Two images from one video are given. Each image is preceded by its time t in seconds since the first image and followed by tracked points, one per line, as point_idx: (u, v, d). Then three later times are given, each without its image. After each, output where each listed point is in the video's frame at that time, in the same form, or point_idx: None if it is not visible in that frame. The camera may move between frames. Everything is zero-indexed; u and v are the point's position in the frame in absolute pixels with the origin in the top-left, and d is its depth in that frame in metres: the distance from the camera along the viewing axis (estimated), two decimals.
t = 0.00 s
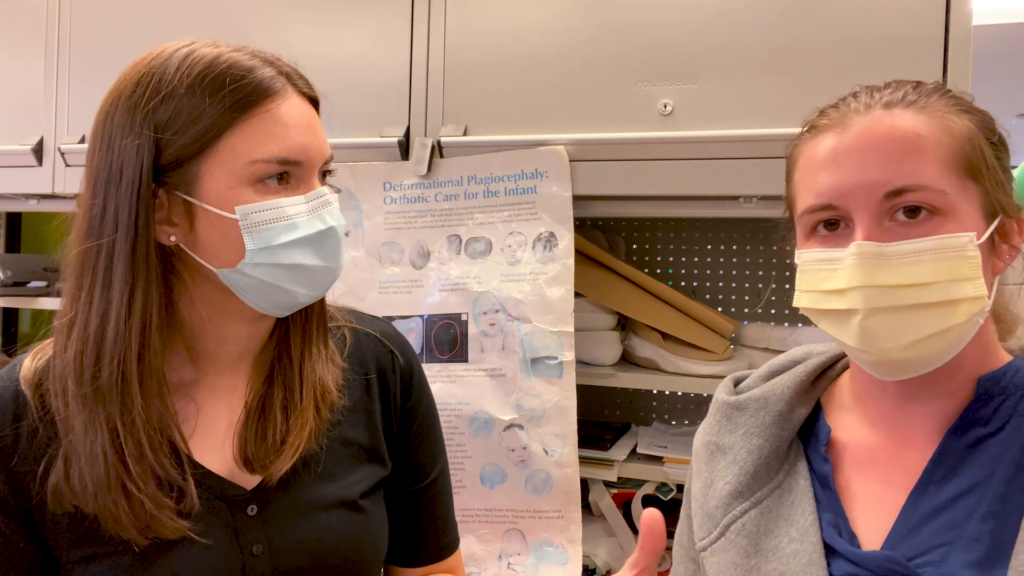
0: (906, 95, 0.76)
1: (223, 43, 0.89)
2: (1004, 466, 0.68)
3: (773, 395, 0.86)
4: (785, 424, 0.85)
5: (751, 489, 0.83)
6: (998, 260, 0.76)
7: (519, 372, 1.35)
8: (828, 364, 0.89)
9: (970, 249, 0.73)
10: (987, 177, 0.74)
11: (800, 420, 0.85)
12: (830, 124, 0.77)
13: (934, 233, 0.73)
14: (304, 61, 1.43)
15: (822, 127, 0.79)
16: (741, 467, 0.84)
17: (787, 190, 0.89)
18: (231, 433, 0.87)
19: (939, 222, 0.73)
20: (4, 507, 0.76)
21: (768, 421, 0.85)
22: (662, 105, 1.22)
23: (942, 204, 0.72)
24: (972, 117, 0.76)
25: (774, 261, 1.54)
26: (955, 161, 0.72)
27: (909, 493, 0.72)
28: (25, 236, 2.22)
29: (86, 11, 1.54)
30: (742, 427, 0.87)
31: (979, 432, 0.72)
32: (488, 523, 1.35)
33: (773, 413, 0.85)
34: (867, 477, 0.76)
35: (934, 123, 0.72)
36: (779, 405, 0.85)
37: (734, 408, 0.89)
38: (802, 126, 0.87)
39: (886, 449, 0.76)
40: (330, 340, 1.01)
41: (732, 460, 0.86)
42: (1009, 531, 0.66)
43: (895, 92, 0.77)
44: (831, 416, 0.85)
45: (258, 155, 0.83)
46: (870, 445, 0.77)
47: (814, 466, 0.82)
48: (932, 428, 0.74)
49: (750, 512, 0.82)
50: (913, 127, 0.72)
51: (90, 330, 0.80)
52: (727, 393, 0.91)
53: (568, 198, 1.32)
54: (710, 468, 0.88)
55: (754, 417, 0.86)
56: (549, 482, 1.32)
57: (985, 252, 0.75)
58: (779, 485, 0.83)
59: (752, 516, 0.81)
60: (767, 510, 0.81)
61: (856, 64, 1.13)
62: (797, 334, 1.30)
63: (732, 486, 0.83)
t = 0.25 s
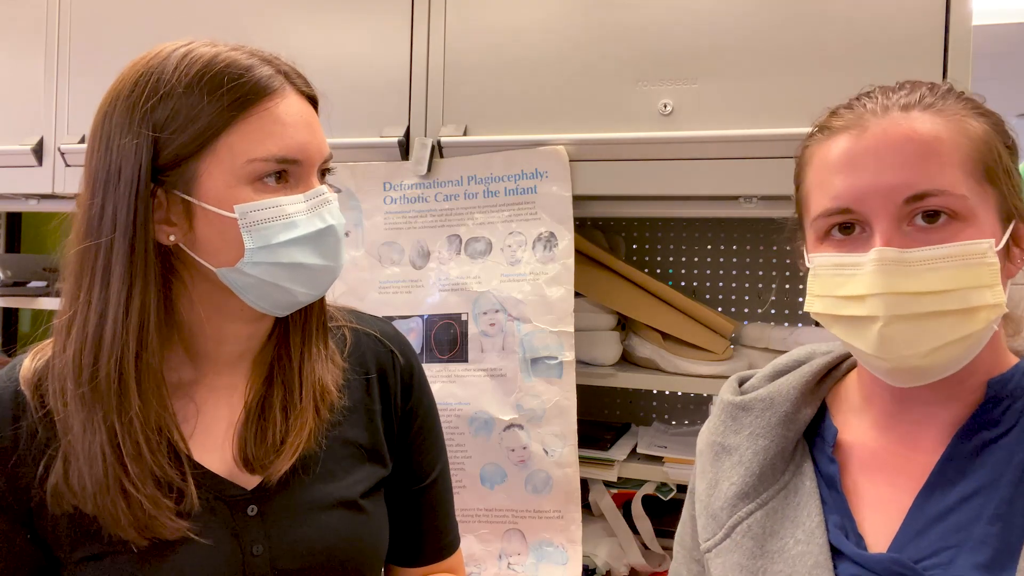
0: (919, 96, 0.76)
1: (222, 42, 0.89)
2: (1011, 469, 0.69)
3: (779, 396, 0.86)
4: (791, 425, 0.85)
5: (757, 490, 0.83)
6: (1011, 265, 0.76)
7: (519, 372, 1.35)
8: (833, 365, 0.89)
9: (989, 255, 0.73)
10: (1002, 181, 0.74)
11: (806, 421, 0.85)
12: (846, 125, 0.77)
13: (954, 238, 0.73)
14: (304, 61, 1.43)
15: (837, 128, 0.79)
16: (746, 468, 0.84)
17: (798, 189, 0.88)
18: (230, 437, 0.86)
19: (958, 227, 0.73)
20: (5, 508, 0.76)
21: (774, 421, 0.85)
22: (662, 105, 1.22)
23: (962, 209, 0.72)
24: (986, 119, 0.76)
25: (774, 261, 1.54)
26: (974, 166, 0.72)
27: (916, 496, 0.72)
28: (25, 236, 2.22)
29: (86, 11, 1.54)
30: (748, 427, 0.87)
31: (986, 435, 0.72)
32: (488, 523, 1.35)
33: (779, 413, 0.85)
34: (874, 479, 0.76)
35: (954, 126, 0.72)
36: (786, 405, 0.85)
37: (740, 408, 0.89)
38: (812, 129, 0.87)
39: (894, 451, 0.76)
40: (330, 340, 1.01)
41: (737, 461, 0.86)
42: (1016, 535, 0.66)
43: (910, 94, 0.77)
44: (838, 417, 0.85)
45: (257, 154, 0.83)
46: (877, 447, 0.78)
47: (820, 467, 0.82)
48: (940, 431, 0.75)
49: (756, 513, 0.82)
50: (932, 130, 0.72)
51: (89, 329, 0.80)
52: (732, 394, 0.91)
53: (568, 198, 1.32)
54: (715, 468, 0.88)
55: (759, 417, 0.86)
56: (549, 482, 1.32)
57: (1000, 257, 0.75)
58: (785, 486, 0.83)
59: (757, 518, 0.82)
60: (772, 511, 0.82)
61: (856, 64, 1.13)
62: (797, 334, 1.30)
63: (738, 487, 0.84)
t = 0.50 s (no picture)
0: (932, 92, 0.76)
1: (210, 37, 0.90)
2: (1019, 470, 0.69)
3: (786, 394, 0.86)
4: (798, 424, 0.85)
5: (763, 489, 0.83)
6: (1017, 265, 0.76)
7: (519, 372, 1.35)
8: (839, 364, 0.89)
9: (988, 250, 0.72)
10: (1011, 181, 0.74)
11: (815, 419, 0.85)
12: (854, 119, 0.77)
13: (953, 232, 0.73)
14: (304, 61, 1.43)
15: (847, 122, 0.78)
16: (753, 467, 0.84)
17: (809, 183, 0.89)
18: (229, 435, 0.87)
19: (958, 221, 0.73)
20: (4, 508, 0.76)
21: (781, 420, 0.85)
22: (662, 105, 1.22)
23: (963, 204, 0.72)
24: (996, 117, 0.76)
25: (774, 261, 1.54)
26: (978, 163, 0.72)
27: (923, 496, 0.72)
28: (25, 236, 2.22)
29: (86, 11, 1.54)
30: (755, 426, 0.87)
31: (993, 436, 0.72)
32: (488, 523, 1.35)
33: (787, 412, 0.85)
34: (880, 478, 0.76)
35: (963, 123, 0.72)
36: (793, 404, 0.85)
37: (747, 407, 0.88)
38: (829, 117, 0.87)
39: (900, 451, 0.76)
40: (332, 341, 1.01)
41: (745, 460, 0.85)
42: None
43: (920, 90, 0.77)
44: (845, 417, 0.85)
45: (245, 142, 0.83)
46: (883, 446, 0.78)
47: (827, 467, 0.82)
48: (948, 431, 0.74)
49: (763, 512, 0.82)
50: (938, 125, 0.71)
51: (89, 325, 0.81)
52: (738, 392, 0.91)
53: (568, 198, 1.32)
54: (722, 467, 0.88)
55: (767, 416, 0.86)
56: (549, 482, 1.32)
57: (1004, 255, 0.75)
58: (792, 485, 0.83)
59: (764, 516, 0.81)
60: (779, 510, 0.82)
61: (856, 64, 1.13)
62: (797, 334, 1.30)
63: (745, 486, 0.83)
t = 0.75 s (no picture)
0: (954, 88, 0.76)
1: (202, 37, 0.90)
2: None
3: (793, 392, 0.86)
4: (804, 421, 0.85)
5: (768, 486, 0.83)
6: None
7: (519, 372, 1.35)
8: (847, 363, 0.89)
9: (1006, 244, 0.73)
10: None
11: (820, 418, 0.85)
12: (875, 112, 0.77)
13: (971, 225, 0.73)
14: (304, 62, 1.43)
15: (867, 114, 0.79)
16: (758, 464, 0.84)
17: (825, 180, 0.89)
18: (228, 433, 0.86)
19: (977, 214, 0.73)
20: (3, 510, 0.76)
21: (788, 417, 0.84)
22: (662, 105, 1.22)
23: (983, 196, 0.72)
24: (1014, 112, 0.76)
25: (774, 261, 1.54)
26: (999, 156, 0.72)
27: (928, 494, 0.72)
28: (24, 236, 2.22)
29: (86, 11, 1.54)
30: (760, 423, 0.87)
31: (998, 434, 0.72)
32: (488, 523, 1.35)
33: (793, 409, 0.85)
34: (885, 476, 0.76)
35: (982, 117, 0.73)
36: (799, 401, 0.85)
37: (753, 403, 0.88)
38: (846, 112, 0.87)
39: (906, 449, 0.76)
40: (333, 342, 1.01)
41: (749, 457, 0.85)
42: None
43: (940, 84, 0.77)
44: (852, 415, 0.85)
45: (234, 130, 0.84)
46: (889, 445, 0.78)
47: (833, 465, 0.82)
48: (953, 429, 0.74)
49: (768, 508, 0.82)
50: (958, 117, 0.72)
51: (76, 321, 0.82)
52: (744, 390, 0.91)
53: (568, 198, 1.32)
54: (727, 464, 0.88)
55: (773, 413, 0.86)
56: (549, 482, 1.32)
57: None
58: (797, 483, 0.83)
59: (768, 512, 0.82)
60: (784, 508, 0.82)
61: (856, 64, 1.13)
62: (798, 334, 1.30)
63: (750, 482, 0.83)
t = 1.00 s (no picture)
0: (934, 92, 0.75)
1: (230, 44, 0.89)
2: None
3: (796, 392, 0.85)
4: (807, 421, 0.84)
5: (771, 486, 0.83)
6: (1015, 272, 0.74)
7: (519, 372, 1.35)
8: (850, 364, 0.89)
9: (959, 253, 0.72)
10: (1007, 183, 0.71)
11: (823, 417, 0.85)
12: (860, 118, 0.78)
13: (923, 233, 0.74)
14: (304, 61, 1.43)
15: (852, 122, 0.80)
16: (761, 463, 0.84)
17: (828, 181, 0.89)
18: (225, 435, 0.87)
19: (930, 223, 0.73)
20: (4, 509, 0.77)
21: (791, 418, 0.84)
22: (662, 105, 1.22)
23: (936, 205, 0.72)
24: (1004, 116, 0.74)
25: (774, 261, 1.54)
26: (959, 164, 0.71)
27: (931, 496, 0.73)
28: (24, 236, 2.22)
29: (86, 11, 1.54)
30: (764, 423, 0.87)
31: (1002, 437, 0.72)
32: (488, 523, 1.35)
33: (796, 409, 0.85)
34: (888, 478, 0.77)
35: (953, 122, 0.72)
36: (803, 401, 0.84)
37: (756, 403, 0.89)
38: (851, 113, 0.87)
39: (909, 451, 0.76)
40: (327, 343, 1.01)
41: (752, 456, 0.85)
42: None
43: (930, 88, 0.77)
44: (854, 415, 0.85)
45: (250, 164, 0.83)
46: (892, 447, 0.78)
47: (836, 466, 0.82)
48: (956, 431, 0.75)
49: (769, 509, 0.82)
50: (919, 124, 0.72)
51: (72, 325, 0.81)
52: (749, 389, 0.91)
53: (568, 198, 1.32)
54: (729, 463, 0.88)
55: (776, 413, 0.86)
56: (549, 482, 1.32)
57: (990, 257, 0.73)
58: (798, 483, 0.83)
59: (771, 513, 0.82)
60: (786, 507, 0.82)
61: (856, 64, 1.13)
62: (797, 334, 1.30)
63: (753, 482, 0.83)
